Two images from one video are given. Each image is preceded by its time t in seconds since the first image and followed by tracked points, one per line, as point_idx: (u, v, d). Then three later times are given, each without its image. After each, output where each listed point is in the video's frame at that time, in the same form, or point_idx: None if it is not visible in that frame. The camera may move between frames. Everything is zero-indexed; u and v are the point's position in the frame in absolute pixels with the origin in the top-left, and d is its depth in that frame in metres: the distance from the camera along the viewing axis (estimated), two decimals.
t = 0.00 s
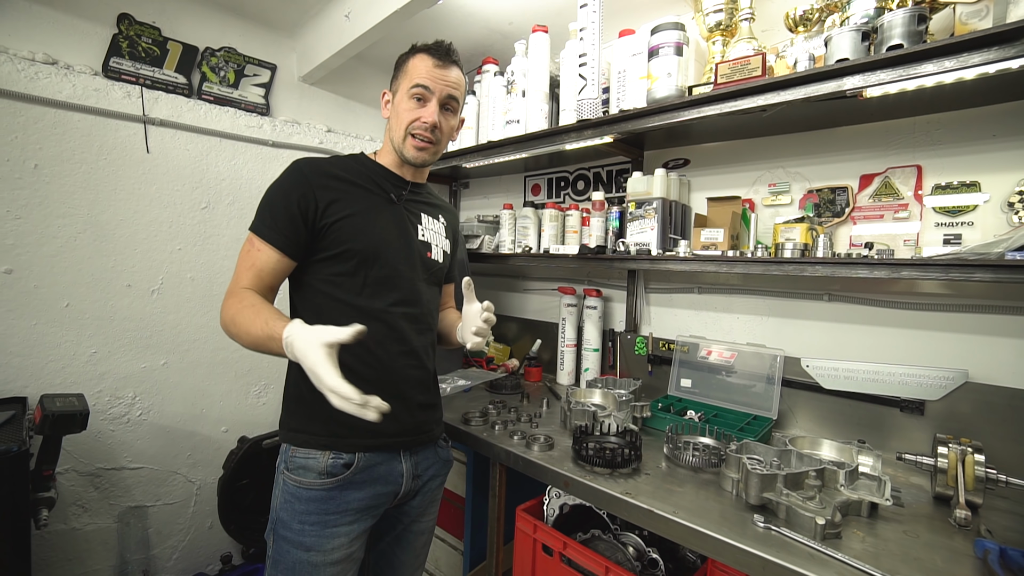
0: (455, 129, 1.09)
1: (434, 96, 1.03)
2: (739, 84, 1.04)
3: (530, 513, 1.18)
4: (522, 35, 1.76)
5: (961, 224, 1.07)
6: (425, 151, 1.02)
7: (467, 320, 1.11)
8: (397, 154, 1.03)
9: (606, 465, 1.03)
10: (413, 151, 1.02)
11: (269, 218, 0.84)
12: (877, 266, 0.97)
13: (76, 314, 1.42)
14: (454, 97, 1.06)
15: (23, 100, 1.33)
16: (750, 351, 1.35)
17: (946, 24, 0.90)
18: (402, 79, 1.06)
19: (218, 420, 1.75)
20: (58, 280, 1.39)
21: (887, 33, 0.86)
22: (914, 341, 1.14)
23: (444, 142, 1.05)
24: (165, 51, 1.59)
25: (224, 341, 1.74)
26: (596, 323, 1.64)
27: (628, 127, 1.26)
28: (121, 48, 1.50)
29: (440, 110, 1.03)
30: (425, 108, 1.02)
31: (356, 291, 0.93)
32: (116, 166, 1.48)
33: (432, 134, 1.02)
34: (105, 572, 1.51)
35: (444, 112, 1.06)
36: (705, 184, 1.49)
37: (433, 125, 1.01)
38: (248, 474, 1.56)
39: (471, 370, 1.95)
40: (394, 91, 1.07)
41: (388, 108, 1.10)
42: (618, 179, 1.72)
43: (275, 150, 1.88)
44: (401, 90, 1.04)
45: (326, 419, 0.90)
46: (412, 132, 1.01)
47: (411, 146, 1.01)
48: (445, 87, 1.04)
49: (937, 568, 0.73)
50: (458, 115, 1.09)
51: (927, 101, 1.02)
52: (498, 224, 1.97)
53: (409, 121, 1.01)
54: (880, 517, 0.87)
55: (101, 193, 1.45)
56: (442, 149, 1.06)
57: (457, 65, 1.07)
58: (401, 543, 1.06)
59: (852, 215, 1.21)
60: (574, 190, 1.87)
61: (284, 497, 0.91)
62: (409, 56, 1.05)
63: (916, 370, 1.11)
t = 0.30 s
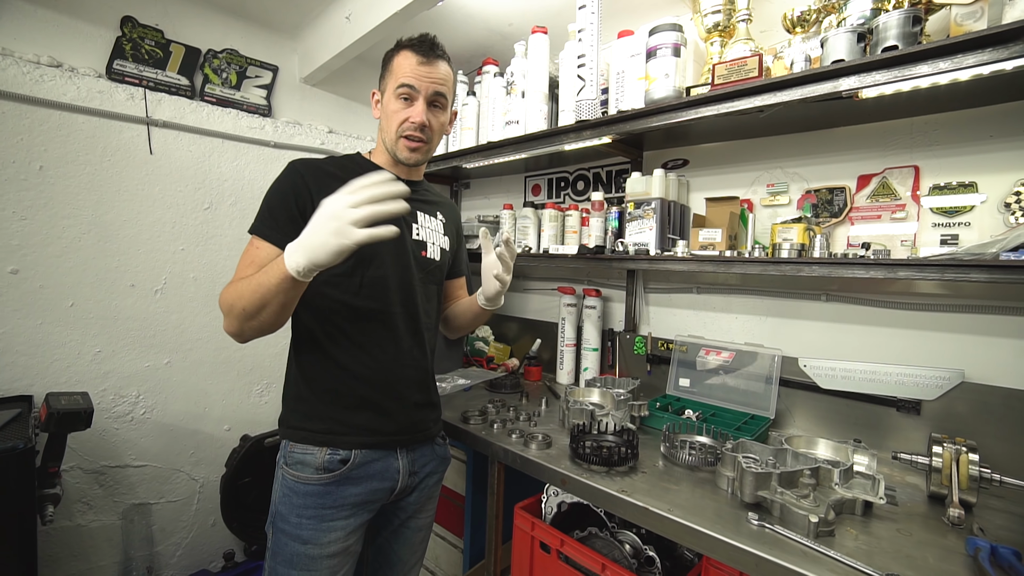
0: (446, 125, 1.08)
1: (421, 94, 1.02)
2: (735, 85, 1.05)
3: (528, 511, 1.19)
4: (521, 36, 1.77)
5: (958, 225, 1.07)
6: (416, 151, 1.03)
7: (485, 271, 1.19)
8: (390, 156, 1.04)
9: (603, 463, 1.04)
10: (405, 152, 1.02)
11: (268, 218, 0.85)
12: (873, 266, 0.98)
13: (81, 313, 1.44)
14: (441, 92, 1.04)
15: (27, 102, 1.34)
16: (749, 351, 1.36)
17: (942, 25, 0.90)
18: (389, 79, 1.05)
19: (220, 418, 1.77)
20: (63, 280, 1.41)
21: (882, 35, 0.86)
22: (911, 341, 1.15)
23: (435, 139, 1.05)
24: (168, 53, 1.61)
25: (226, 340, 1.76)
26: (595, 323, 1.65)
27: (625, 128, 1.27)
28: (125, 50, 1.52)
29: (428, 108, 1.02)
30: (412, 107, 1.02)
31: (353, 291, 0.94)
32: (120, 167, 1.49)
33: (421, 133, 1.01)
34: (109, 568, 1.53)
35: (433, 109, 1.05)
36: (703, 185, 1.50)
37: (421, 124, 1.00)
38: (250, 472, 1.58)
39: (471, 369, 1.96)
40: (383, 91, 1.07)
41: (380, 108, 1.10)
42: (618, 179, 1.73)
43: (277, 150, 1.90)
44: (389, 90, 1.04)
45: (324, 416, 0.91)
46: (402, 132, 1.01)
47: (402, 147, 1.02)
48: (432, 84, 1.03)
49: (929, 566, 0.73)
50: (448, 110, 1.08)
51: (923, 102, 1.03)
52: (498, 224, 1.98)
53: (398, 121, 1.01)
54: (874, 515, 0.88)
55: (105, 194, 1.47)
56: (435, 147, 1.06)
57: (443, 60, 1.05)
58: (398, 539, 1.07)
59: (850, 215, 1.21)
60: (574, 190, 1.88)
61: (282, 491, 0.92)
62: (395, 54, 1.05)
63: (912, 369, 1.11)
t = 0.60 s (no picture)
0: (444, 124, 1.09)
1: (418, 94, 1.03)
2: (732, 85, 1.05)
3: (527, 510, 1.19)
4: (521, 37, 1.78)
5: (956, 223, 1.07)
6: (415, 151, 1.04)
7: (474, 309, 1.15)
8: (389, 157, 1.05)
9: (601, 462, 1.04)
10: (404, 152, 1.03)
11: (265, 223, 0.87)
12: (871, 265, 0.98)
13: (84, 313, 1.46)
14: (438, 91, 1.05)
15: (31, 105, 1.36)
16: (748, 350, 1.37)
17: (938, 24, 0.91)
18: (386, 79, 1.06)
19: (222, 417, 1.78)
20: (67, 280, 1.42)
21: (878, 34, 0.86)
22: (910, 340, 1.15)
23: (433, 139, 1.06)
24: (170, 56, 1.62)
25: (228, 340, 1.77)
26: (595, 323, 1.65)
27: (623, 128, 1.27)
28: (128, 53, 1.54)
29: (425, 108, 1.03)
30: (410, 108, 1.03)
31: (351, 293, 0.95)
32: (123, 168, 1.51)
33: (419, 133, 1.02)
34: (113, 566, 1.54)
35: (431, 109, 1.06)
36: (703, 184, 1.50)
37: (419, 125, 1.01)
38: (252, 471, 1.59)
39: (472, 368, 1.96)
40: (380, 92, 1.08)
41: (377, 108, 1.11)
42: (617, 179, 1.73)
43: (278, 152, 1.91)
44: (386, 91, 1.05)
45: (322, 416, 0.92)
46: (400, 133, 1.02)
47: (400, 148, 1.03)
48: (428, 84, 1.03)
49: (925, 564, 0.73)
50: (445, 109, 1.09)
51: (921, 101, 1.03)
52: (498, 224, 1.98)
53: (396, 122, 1.02)
54: (871, 514, 0.88)
55: (108, 195, 1.48)
56: (433, 147, 1.07)
57: (439, 59, 1.06)
58: (397, 538, 1.08)
59: (848, 214, 1.21)
60: (573, 190, 1.88)
61: (280, 489, 0.93)
62: (391, 54, 1.05)
63: (912, 368, 1.11)
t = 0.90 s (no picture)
0: (442, 129, 1.09)
1: (417, 99, 1.03)
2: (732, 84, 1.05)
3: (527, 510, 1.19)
4: (521, 37, 1.78)
5: (958, 223, 1.06)
6: (414, 155, 1.04)
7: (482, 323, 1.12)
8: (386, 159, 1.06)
9: (601, 462, 1.05)
10: (402, 156, 1.04)
11: (266, 221, 0.87)
12: (871, 265, 0.97)
13: (88, 314, 1.47)
14: (438, 97, 1.06)
15: (36, 106, 1.37)
16: (749, 350, 1.36)
17: (939, 22, 0.90)
18: (385, 81, 1.06)
19: (225, 417, 1.79)
20: (71, 281, 1.43)
21: (878, 33, 0.86)
22: (911, 339, 1.14)
23: (431, 144, 1.07)
24: (173, 57, 1.63)
25: (230, 340, 1.78)
26: (596, 322, 1.65)
27: (624, 128, 1.27)
28: (131, 55, 1.55)
29: (424, 113, 1.04)
30: (410, 112, 1.03)
31: (350, 293, 0.95)
32: (126, 169, 1.52)
33: (418, 139, 1.03)
34: (117, 564, 1.55)
35: (430, 113, 1.07)
36: (704, 184, 1.50)
37: (418, 130, 1.02)
38: (254, 471, 1.60)
39: (473, 369, 1.97)
40: (380, 93, 1.08)
41: (375, 109, 1.11)
42: (618, 179, 1.73)
43: (280, 152, 1.92)
44: (385, 93, 1.05)
45: (322, 416, 0.92)
46: (399, 137, 1.02)
47: (398, 152, 1.03)
48: (429, 89, 1.04)
49: (925, 564, 0.73)
50: (444, 113, 1.10)
51: (922, 100, 1.02)
52: (499, 224, 1.99)
53: (395, 126, 1.02)
54: (872, 514, 0.88)
55: (111, 196, 1.49)
56: (431, 151, 1.08)
57: (440, 63, 1.06)
58: (397, 537, 1.08)
59: (849, 214, 1.21)
60: (574, 190, 1.88)
61: (280, 489, 0.94)
62: (391, 56, 1.05)
63: (913, 368, 1.11)
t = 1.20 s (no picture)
0: (446, 131, 1.10)
1: (423, 101, 1.03)
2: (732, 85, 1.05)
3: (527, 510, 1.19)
4: (522, 37, 1.78)
5: (959, 223, 1.06)
6: (416, 156, 1.04)
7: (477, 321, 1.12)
8: (389, 158, 1.06)
9: (600, 462, 1.05)
10: (405, 156, 1.04)
11: (265, 220, 0.86)
12: (872, 266, 0.97)
13: (89, 313, 1.47)
14: (443, 100, 1.06)
15: (38, 106, 1.37)
16: (750, 351, 1.36)
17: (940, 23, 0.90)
18: (391, 81, 1.06)
19: (225, 417, 1.79)
20: (72, 280, 1.43)
21: (878, 33, 0.86)
22: (913, 340, 1.14)
23: (434, 146, 1.07)
24: (174, 57, 1.64)
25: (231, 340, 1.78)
26: (596, 323, 1.65)
27: (624, 128, 1.27)
28: (132, 54, 1.55)
29: (429, 115, 1.04)
30: (415, 113, 1.03)
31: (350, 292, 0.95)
32: (127, 169, 1.52)
33: (422, 140, 1.03)
34: (117, 564, 1.55)
35: (434, 115, 1.07)
36: (705, 184, 1.50)
37: (423, 132, 1.02)
38: (255, 470, 1.60)
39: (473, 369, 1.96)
40: (385, 92, 1.07)
41: (379, 107, 1.11)
42: (619, 179, 1.73)
43: (281, 152, 1.92)
44: (391, 93, 1.04)
45: (322, 416, 0.92)
46: (403, 137, 1.02)
47: (401, 151, 1.03)
48: (435, 91, 1.04)
49: (925, 565, 0.73)
50: (448, 116, 1.10)
51: (924, 100, 1.02)
52: (500, 224, 1.99)
53: (400, 126, 1.02)
54: (872, 515, 0.88)
55: (112, 196, 1.50)
56: (433, 152, 1.08)
57: (447, 67, 1.07)
58: (398, 537, 1.08)
59: (850, 214, 1.20)
60: (575, 190, 1.88)
61: (282, 490, 0.94)
62: (398, 56, 1.05)
63: (913, 368, 1.10)
